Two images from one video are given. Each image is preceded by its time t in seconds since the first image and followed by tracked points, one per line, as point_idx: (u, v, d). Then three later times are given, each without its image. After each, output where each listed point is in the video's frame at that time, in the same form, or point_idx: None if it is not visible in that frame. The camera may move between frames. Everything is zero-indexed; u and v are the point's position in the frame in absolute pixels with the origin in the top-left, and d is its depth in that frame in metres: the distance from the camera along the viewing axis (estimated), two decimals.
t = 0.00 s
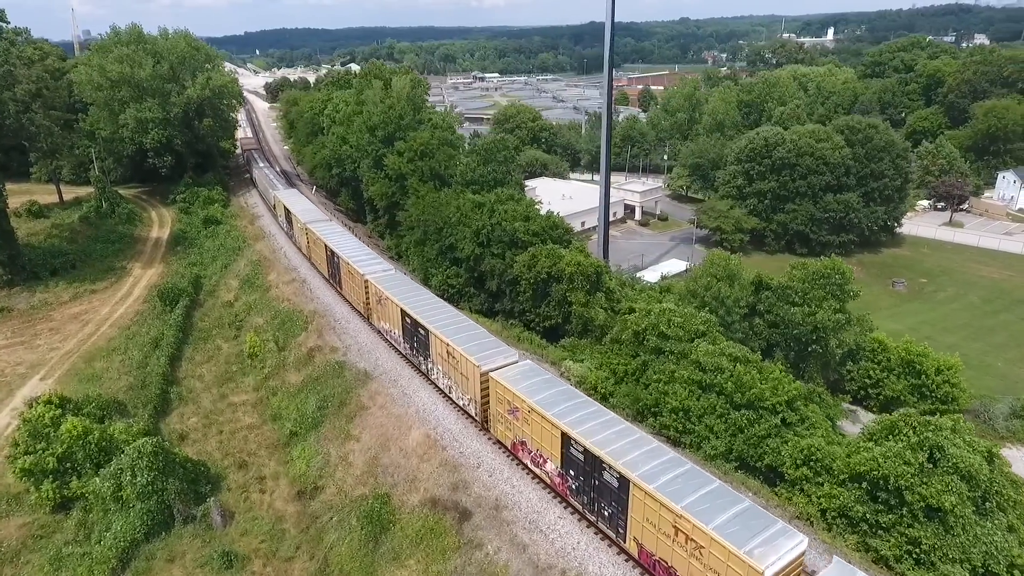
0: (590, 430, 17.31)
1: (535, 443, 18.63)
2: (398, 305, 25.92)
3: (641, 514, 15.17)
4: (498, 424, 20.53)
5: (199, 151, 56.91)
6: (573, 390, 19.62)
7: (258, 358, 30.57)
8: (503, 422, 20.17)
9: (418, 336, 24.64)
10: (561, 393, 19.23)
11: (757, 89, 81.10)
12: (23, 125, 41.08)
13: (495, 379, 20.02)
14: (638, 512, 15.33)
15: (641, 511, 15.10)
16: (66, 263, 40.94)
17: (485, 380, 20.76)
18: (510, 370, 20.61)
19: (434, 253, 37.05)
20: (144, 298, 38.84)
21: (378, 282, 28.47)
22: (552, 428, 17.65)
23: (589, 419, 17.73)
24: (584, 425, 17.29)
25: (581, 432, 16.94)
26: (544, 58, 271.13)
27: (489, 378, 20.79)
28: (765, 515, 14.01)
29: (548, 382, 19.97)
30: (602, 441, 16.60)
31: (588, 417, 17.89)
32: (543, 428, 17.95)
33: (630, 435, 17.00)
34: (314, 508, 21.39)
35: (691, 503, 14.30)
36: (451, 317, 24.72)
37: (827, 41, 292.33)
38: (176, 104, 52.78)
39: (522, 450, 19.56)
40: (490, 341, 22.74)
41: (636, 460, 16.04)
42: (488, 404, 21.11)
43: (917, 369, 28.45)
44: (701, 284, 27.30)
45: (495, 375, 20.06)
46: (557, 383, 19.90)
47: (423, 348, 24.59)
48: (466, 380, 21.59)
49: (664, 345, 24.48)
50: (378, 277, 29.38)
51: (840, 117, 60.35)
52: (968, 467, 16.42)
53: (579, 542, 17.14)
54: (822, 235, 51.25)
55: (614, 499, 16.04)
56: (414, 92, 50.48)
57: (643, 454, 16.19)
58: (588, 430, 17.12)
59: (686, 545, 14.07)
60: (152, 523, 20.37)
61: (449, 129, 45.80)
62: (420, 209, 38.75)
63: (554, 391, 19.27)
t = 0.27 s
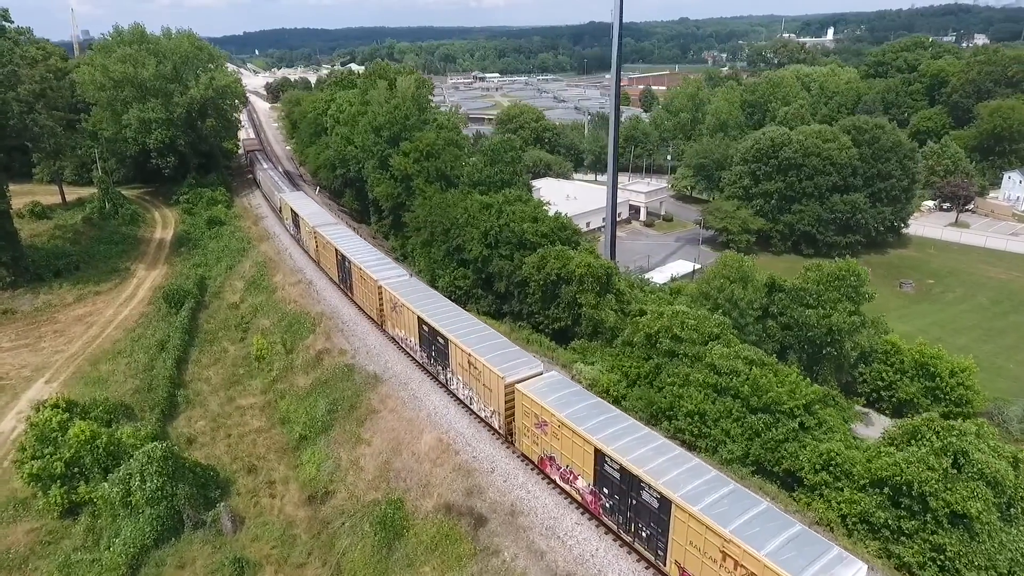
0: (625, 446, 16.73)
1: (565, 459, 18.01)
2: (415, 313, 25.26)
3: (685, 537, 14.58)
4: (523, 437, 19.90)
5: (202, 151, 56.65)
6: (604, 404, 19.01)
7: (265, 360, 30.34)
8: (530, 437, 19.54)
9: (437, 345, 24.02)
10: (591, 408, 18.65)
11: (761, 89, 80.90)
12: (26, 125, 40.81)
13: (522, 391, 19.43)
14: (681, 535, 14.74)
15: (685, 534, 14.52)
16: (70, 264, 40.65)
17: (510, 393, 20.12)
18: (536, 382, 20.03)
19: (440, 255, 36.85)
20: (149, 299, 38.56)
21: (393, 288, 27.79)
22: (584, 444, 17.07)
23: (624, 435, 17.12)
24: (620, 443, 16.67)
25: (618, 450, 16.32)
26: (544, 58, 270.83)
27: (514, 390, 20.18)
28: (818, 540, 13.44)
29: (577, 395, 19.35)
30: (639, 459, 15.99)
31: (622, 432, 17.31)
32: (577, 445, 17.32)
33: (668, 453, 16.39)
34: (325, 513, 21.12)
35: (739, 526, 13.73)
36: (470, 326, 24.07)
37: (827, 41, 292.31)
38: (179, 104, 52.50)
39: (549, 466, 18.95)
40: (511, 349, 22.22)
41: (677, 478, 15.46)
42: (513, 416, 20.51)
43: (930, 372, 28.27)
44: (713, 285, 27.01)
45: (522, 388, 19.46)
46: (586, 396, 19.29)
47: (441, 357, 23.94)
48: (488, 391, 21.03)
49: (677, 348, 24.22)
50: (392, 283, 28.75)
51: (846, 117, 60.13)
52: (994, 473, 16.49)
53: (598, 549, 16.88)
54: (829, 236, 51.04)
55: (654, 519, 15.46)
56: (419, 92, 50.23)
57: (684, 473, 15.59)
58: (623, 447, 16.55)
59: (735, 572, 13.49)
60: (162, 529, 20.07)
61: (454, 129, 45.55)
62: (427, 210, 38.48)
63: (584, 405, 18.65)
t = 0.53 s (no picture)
0: (664, 464, 16.09)
1: (599, 476, 17.35)
2: (434, 321, 24.56)
3: (735, 562, 13.97)
4: (552, 452, 19.21)
5: (206, 152, 56.40)
6: (638, 418, 18.35)
7: (273, 362, 30.16)
8: (560, 452, 18.85)
9: (458, 355, 23.30)
10: (626, 421, 17.99)
11: (766, 89, 80.60)
12: (31, 125, 40.58)
13: (552, 405, 18.75)
14: (729, 559, 14.13)
15: (735, 558, 13.92)
16: (74, 265, 40.40)
17: (537, 406, 19.43)
18: (566, 395, 19.33)
19: (449, 256, 36.59)
20: (155, 301, 38.31)
21: (410, 295, 27.08)
22: (621, 461, 16.44)
23: (663, 452, 16.48)
24: (661, 462, 16.01)
25: (660, 469, 15.67)
26: (544, 58, 270.48)
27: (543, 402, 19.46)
28: (879, 567, 12.86)
29: (610, 408, 18.68)
30: (683, 479, 15.35)
31: (660, 449, 16.65)
32: (614, 463, 16.65)
33: (711, 472, 15.76)
34: (338, 518, 20.85)
35: (795, 553, 13.12)
36: (492, 335, 23.32)
37: (828, 41, 291.96)
38: (183, 104, 52.24)
39: (580, 482, 18.28)
40: (535, 358, 21.61)
41: (722, 500, 14.82)
42: (542, 429, 19.80)
43: (946, 374, 27.97)
44: (727, 287, 26.70)
45: (552, 402, 18.78)
46: (619, 409, 18.62)
47: (462, 367, 23.20)
48: (514, 402, 20.35)
49: (692, 351, 23.94)
50: (407, 289, 28.04)
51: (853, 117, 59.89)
52: (1019, 477, 16.56)
53: (618, 556, 16.60)
54: (837, 237, 50.77)
55: (698, 542, 14.87)
56: (425, 92, 49.97)
57: (731, 494, 14.96)
58: (664, 465, 15.91)
59: None
60: (173, 534, 19.78)
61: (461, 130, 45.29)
62: (435, 211, 38.21)
63: (619, 420, 17.98)
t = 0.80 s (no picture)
0: (709, 482, 15.28)
1: (637, 494, 16.56)
2: (455, 329, 23.75)
3: None
4: (584, 467, 18.41)
5: (211, 152, 56.19)
6: (675, 432, 17.56)
7: (282, 364, 30.14)
8: (592, 467, 18.04)
9: (481, 363, 22.47)
10: (664, 436, 17.14)
11: (771, 89, 80.34)
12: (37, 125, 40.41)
13: (585, 418, 17.94)
14: None
15: None
16: (80, 266, 40.19)
17: (568, 419, 18.64)
18: (598, 408, 18.55)
19: (457, 257, 36.36)
20: (162, 302, 38.09)
21: (428, 301, 26.27)
22: (662, 480, 15.64)
23: (707, 470, 15.69)
24: (707, 481, 15.22)
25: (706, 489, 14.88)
26: (546, 57, 270.21)
27: (574, 415, 18.65)
28: None
29: (645, 422, 17.89)
30: (731, 499, 14.58)
31: (704, 467, 15.82)
32: (655, 481, 15.85)
33: (760, 491, 14.98)
34: (352, 523, 20.62)
35: None
36: (516, 343, 22.51)
37: (830, 40, 291.64)
38: (188, 104, 52.03)
39: (614, 499, 17.47)
40: (563, 368, 20.79)
41: (775, 522, 14.05)
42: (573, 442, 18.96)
43: (962, 377, 27.72)
44: (742, 288, 26.50)
45: (585, 415, 17.96)
46: (655, 423, 17.83)
47: (486, 377, 22.38)
48: (542, 415, 19.51)
49: (707, 353, 23.71)
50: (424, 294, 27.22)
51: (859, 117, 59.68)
52: None
53: (641, 562, 16.38)
54: (845, 237, 50.53)
55: (748, 566, 14.16)
56: (431, 92, 49.74)
57: (784, 516, 14.20)
58: (709, 484, 15.13)
59: None
60: (186, 539, 19.53)
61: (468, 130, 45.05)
62: (443, 211, 37.97)
63: (657, 434, 17.18)
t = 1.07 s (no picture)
0: (759, 502, 14.78)
1: (680, 513, 16.04)
2: (478, 337, 23.26)
3: None
4: (620, 483, 17.88)
5: (217, 152, 56.03)
6: (717, 447, 17.03)
7: (293, 366, 29.85)
8: (630, 484, 17.52)
9: (506, 373, 21.96)
10: (706, 452, 16.65)
11: (776, 88, 80.08)
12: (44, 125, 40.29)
13: (622, 434, 17.40)
14: None
15: None
16: (87, 266, 40.01)
17: (602, 433, 18.15)
18: (635, 422, 18.02)
19: (467, 257, 36.20)
20: (170, 303, 37.91)
21: (449, 308, 25.81)
22: (708, 499, 15.16)
23: (754, 489, 15.17)
24: (757, 501, 14.69)
25: (757, 510, 14.36)
26: (547, 57, 269.87)
27: (608, 429, 18.21)
28: None
29: (685, 436, 17.35)
30: (784, 520, 14.07)
31: (752, 485, 15.31)
32: (700, 501, 15.35)
33: (812, 511, 14.45)
34: (368, 527, 20.40)
35: None
36: (541, 352, 22.11)
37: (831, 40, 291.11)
38: (194, 104, 51.89)
39: (653, 516, 16.99)
40: (594, 378, 20.28)
41: (831, 545, 13.53)
42: (607, 456, 18.53)
43: (978, 379, 27.54)
44: (757, 290, 26.31)
45: (622, 431, 17.43)
46: (696, 438, 17.28)
47: (511, 387, 21.94)
48: (574, 428, 19.03)
49: (723, 355, 23.51)
50: (444, 301, 26.72)
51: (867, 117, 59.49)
52: None
53: (665, 568, 16.20)
54: (854, 238, 50.32)
55: None
56: (438, 92, 49.57)
57: (841, 538, 13.66)
58: (759, 504, 14.61)
59: None
60: (201, 543, 19.31)
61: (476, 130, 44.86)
62: (453, 212, 37.77)
63: (699, 450, 16.64)
